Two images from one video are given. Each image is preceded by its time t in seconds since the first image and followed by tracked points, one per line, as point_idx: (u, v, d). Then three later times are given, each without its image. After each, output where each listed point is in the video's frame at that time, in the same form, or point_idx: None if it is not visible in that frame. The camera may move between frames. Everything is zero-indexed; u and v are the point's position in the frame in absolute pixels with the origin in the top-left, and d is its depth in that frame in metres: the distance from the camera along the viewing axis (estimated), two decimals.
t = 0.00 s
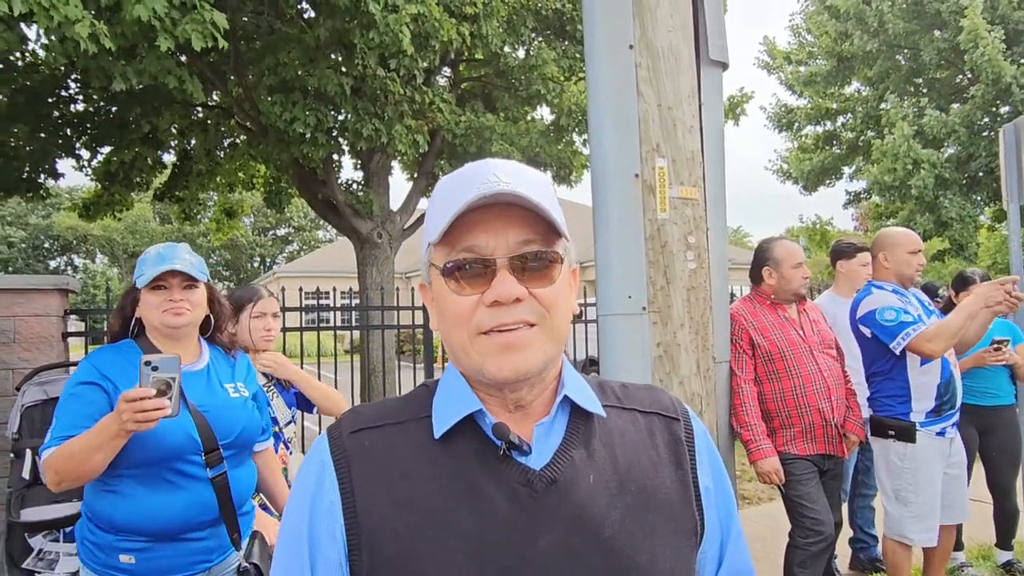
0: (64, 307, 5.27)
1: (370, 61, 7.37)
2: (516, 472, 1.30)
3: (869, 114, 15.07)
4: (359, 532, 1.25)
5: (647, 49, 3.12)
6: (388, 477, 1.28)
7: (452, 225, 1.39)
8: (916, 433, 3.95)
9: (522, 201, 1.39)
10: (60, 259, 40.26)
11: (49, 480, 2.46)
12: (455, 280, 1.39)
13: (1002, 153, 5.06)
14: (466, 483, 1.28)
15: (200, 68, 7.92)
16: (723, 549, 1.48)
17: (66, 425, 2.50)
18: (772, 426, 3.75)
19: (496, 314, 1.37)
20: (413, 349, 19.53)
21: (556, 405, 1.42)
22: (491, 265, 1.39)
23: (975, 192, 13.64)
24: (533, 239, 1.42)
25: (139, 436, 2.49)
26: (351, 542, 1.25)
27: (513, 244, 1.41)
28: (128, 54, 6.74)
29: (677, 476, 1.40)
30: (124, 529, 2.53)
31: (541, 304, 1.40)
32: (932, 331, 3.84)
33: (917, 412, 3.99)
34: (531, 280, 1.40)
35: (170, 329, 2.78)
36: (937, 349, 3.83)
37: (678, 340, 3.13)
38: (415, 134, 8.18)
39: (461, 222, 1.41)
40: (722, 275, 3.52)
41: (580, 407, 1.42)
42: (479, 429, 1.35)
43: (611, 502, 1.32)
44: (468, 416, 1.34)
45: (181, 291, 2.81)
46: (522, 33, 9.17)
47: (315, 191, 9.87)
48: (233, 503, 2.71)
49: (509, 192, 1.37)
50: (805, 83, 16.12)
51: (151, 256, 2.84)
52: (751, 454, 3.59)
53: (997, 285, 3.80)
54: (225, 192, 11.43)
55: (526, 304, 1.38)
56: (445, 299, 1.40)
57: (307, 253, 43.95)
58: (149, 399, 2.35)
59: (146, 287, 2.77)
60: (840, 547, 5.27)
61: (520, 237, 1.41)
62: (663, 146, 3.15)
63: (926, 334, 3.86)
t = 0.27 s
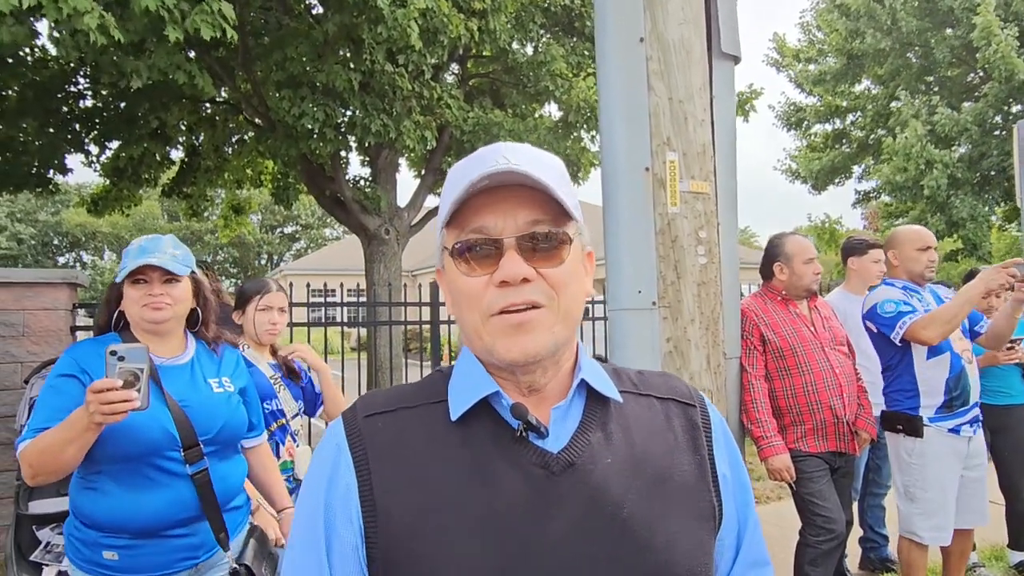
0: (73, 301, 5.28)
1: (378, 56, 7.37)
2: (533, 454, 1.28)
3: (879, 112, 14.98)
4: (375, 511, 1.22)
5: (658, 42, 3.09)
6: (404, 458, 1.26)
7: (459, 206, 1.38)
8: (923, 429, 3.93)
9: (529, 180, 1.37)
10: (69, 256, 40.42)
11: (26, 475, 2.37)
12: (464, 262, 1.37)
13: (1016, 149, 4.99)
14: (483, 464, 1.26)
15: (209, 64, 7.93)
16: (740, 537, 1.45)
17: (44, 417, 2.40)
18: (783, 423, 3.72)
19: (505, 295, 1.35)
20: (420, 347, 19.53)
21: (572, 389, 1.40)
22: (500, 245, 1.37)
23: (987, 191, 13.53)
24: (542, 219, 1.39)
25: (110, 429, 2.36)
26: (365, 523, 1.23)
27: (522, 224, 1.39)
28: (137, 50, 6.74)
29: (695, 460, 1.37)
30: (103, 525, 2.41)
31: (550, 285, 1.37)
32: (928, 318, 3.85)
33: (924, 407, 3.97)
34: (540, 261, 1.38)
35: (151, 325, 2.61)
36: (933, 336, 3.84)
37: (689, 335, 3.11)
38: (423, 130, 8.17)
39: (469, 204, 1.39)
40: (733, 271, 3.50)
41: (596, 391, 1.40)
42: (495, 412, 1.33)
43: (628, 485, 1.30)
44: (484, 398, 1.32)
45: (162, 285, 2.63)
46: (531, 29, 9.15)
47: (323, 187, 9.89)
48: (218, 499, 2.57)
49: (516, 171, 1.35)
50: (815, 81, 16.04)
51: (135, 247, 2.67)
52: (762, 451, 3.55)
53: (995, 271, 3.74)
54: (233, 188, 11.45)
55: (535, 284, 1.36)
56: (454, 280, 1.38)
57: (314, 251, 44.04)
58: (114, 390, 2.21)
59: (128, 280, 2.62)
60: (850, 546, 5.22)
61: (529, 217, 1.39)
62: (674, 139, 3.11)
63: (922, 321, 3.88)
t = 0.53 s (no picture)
0: (79, 297, 5.28)
1: (384, 52, 7.36)
2: (542, 451, 1.27)
3: (887, 111, 14.90)
4: (383, 507, 1.21)
5: (666, 39, 3.06)
6: (412, 454, 1.25)
7: (471, 199, 1.37)
8: (929, 426, 3.93)
9: (542, 174, 1.36)
10: (75, 252, 40.50)
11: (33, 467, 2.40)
12: (475, 255, 1.36)
13: None
14: (492, 461, 1.25)
15: (215, 60, 7.94)
16: (747, 537, 1.44)
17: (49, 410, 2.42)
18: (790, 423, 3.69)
19: (517, 289, 1.34)
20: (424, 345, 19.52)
21: (580, 388, 1.39)
22: (512, 238, 1.36)
23: (995, 191, 13.44)
24: (554, 213, 1.39)
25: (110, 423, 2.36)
26: (373, 519, 1.21)
27: (533, 218, 1.38)
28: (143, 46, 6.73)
29: (703, 459, 1.36)
30: (105, 519, 2.43)
31: (561, 279, 1.36)
32: (928, 316, 3.89)
33: (931, 405, 3.96)
34: (551, 255, 1.37)
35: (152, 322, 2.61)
36: (932, 334, 3.87)
37: (696, 334, 3.09)
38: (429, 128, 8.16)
39: (480, 197, 1.38)
40: (740, 270, 3.47)
41: (604, 389, 1.38)
42: (504, 409, 1.31)
43: (637, 483, 1.28)
44: (493, 395, 1.31)
45: (161, 283, 2.62)
46: (537, 27, 9.14)
47: (328, 185, 9.90)
48: (218, 496, 2.55)
49: (528, 165, 1.34)
50: (822, 80, 15.98)
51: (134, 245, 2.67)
52: (768, 451, 3.53)
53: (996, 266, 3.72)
54: (239, 186, 11.46)
55: (547, 278, 1.35)
56: (464, 274, 1.37)
57: (319, 249, 44.09)
58: (108, 385, 2.21)
59: (128, 279, 2.62)
60: (856, 548, 5.19)
61: (541, 211, 1.38)
62: (681, 137, 3.09)
63: (922, 319, 3.92)
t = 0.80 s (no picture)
0: (83, 294, 5.30)
1: (387, 50, 7.36)
2: (536, 453, 1.27)
3: (891, 110, 14.85)
4: (377, 509, 1.21)
5: (669, 38, 3.05)
6: (406, 455, 1.25)
7: (463, 200, 1.37)
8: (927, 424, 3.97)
9: (535, 174, 1.36)
10: (80, 249, 40.60)
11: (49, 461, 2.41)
12: (469, 257, 1.36)
13: None
14: (486, 462, 1.25)
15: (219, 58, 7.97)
16: (744, 541, 1.44)
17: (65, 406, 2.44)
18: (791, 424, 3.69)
19: (512, 290, 1.34)
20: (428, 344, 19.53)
21: (577, 389, 1.39)
22: (506, 239, 1.36)
23: (1000, 192, 13.39)
24: (548, 213, 1.39)
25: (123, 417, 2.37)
26: (367, 520, 1.22)
27: (527, 218, 1.38)
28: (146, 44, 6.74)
29: (700, 462, 1.36)
30: (118, 512, 2.43)
31: (557, 280, 1.36)
32: (924, 312, 3.96)
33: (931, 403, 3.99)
34: (545, 255, 1.37)
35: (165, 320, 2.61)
36: (926, 330, 3.94)
37: (697, 334, 3.08)
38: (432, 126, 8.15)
39: (473, 199, 1.38)
40: (742, 271, 3.47)
41: (601, 391, 1.38)
42: (499, 411, 1.31)
43: (634, 485, 1.28)
44: (487, 397, 1.31)
45: (173, 281, 2.62)
46: (541, 26, 9.13)
47: (331, 183, 9.91)
48: (229, 493, 2.55)
49: (520, 164, 1.34)
50: (827, 79, 15.94)
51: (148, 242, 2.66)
52: (770, 452, 3.52)
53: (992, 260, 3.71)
54: (243, 184, 11.47)
55: (542, 279, 1.35)
56: (459, 275, 1.37)
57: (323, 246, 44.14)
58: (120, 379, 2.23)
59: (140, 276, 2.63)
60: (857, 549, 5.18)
61: (535, 210, 1.38)
62: (684, 136, 3.08)
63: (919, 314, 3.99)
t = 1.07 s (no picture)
0: (86, 290, 5.31)
1: (390, 48, 7.36)
2: (529, 449, 1.26)
3: (895, 109, 14.81)
4: (368, 505, 1.21)
5: (672, 36, 3.05)
6: (397, 451, 1.25)
7: (448, 196, 1.37)
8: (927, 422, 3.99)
9: (519, 168, 1.35)
10: (84, 245, 40.71)
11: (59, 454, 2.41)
12: (455, 254, 1.36)
13: None
14: (478, 459, 1.25)
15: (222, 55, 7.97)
16: (741, 538, 1.44)
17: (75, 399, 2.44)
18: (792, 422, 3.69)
19: (497, 286, 1.33)
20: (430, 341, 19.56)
21: (570, 385, 1.38)
22: (491, 235, 1.36)
23: (1004, 191, 13.35)
24: (534, 207, 1.38)
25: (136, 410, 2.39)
26: (359, 517, 1.22)
27: (514, 213, 1.38)
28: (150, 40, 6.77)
29: (695, 459, 1.35)
30: (132, 503, 2.43)
31: (543, 275, 1.36)
32: (919, 307, 3.97)
33: (931, 400, 4.00)
34: (530, 250, 1.36)
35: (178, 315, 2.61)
36: (920, 326, 3.95)
37: (698, 332, 3.08)
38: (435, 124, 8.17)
39: (458, 195, 1.38)
40: (744, 269, 3.46)
41: (595, 387, 1.38)
42: (491, 407, 1.31)
43: (628, 482, 1.28)
44: (479, 393, 1.31)
45: (187, 278, 2.62)
46: (544, 24, 9.13)
47: (334, 180, 9.93)
48: (240, 486, 2.56)
49: (504, 159, 1.33)
50: (831, 78, 15.91)
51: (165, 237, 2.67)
52: (770, 451, 3.52)
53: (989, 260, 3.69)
54: (246, 180, 11.50)
55: (527, 274, 1.34)
56: (446, 272, 1.37)
57: (326, 244, 44.20)
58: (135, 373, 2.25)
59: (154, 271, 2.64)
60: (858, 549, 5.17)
61: (520, 206, 1.37)
62: (686, 134, 3.07)
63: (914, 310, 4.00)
